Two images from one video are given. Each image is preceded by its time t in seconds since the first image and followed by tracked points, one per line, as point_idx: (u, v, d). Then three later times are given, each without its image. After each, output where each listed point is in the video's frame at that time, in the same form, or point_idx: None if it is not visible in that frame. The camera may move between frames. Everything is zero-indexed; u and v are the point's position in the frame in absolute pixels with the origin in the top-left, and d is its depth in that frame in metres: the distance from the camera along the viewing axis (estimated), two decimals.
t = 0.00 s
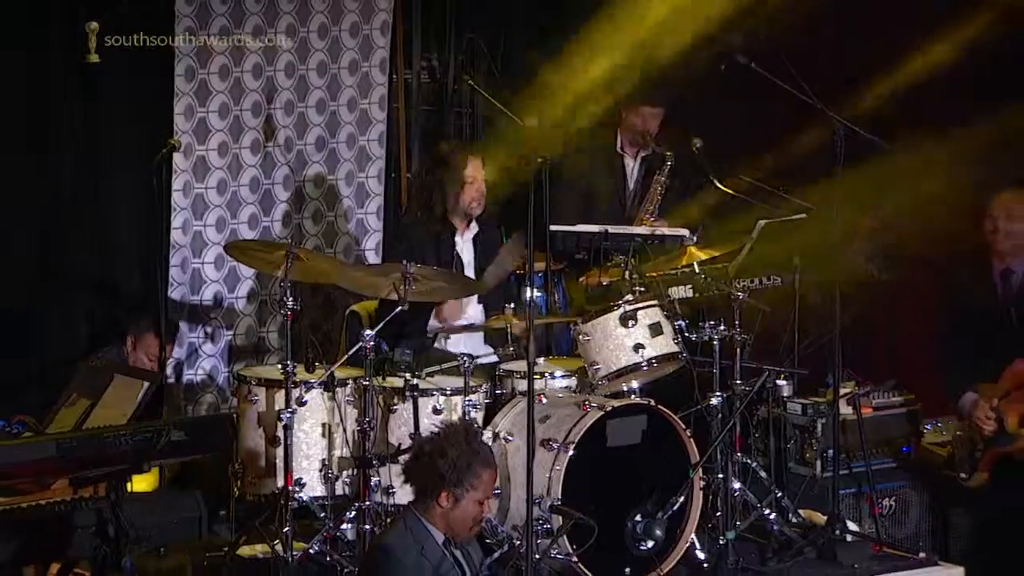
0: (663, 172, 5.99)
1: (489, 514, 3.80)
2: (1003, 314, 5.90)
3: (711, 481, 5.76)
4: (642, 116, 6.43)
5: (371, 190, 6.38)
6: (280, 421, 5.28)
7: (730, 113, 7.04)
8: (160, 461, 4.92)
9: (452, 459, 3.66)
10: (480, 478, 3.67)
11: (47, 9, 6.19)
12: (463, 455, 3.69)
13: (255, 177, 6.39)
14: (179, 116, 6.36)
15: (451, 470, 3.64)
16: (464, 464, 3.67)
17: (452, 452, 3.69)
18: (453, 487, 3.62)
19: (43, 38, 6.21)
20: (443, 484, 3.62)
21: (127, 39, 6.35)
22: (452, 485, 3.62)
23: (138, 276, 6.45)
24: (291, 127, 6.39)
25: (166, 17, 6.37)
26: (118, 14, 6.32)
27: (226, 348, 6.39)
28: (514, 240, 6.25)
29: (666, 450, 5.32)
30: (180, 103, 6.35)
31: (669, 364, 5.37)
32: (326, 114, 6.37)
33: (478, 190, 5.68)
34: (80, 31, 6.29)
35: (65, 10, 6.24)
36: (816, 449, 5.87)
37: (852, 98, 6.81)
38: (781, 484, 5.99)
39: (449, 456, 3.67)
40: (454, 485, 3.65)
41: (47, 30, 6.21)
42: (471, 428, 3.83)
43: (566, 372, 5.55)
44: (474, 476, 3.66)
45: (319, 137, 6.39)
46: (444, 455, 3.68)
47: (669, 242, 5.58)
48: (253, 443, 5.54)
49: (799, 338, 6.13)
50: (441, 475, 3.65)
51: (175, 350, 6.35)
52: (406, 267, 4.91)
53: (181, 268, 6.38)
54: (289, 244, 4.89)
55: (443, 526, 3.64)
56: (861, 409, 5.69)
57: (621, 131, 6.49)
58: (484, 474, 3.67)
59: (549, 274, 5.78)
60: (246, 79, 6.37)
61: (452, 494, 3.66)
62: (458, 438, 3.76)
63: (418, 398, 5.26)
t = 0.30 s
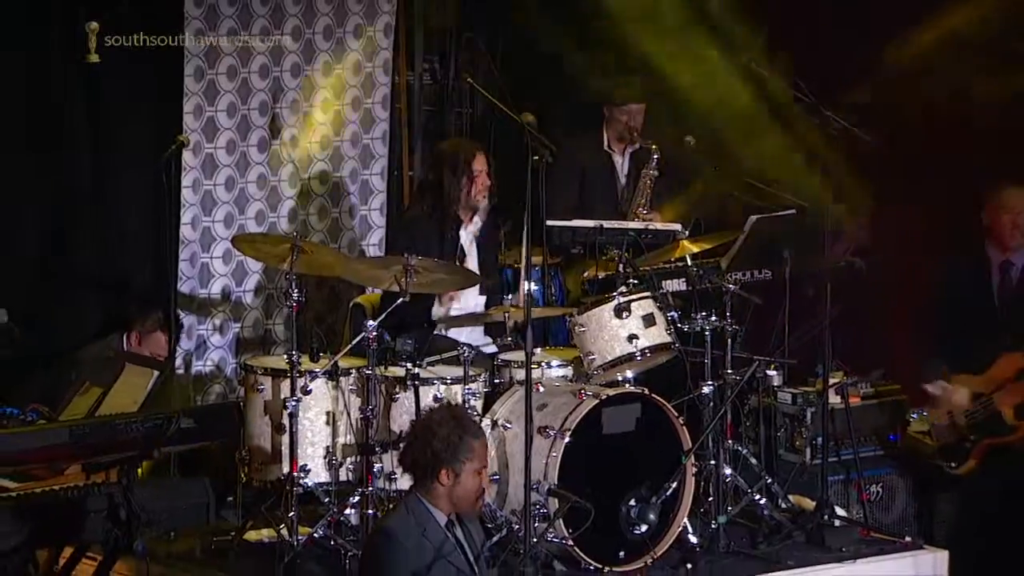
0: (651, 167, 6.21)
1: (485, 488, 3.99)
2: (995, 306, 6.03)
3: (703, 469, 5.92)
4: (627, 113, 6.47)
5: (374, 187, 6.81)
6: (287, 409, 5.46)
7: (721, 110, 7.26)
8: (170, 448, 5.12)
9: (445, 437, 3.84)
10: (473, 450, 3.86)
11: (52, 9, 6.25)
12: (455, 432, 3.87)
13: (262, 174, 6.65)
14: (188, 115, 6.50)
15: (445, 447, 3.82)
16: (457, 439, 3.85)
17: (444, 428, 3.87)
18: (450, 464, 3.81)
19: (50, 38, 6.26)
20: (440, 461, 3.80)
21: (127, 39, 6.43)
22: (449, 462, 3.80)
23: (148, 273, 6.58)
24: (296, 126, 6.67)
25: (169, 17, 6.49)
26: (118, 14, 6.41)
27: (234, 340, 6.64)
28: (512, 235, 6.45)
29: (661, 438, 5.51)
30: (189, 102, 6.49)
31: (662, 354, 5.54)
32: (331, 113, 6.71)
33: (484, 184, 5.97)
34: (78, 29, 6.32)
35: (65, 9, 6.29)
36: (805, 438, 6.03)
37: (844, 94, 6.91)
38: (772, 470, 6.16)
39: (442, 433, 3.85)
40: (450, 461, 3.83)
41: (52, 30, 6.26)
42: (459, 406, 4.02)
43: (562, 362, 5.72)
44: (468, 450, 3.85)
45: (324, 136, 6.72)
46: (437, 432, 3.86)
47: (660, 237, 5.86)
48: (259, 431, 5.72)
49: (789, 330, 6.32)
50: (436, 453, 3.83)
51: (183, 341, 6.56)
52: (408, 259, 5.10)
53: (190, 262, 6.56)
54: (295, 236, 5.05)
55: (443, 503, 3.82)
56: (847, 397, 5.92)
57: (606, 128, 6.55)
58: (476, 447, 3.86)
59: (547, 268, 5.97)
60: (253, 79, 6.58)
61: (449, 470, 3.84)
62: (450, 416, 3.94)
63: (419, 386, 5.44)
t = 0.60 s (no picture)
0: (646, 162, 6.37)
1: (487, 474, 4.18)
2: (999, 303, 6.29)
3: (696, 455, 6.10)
4: (620, 111, 6.57)
5: (377, 184, 7.05)
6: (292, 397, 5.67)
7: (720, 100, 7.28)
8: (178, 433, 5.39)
9: (453, 431, 4.01)
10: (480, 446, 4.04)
11: (55, 10, 6.50)
12: (463, 427, 4.03)
13: (268, 171, 6.90)
14: (197, 113, 6.73)
15: (454, 442, 3.99)
16: (465, 435, 4.01)
17: (453, 422, 4.04)
18: (456, 458, 3.99)
19: (55, 39, 6.52)
20: (448, 456, 3.98)
21: (127, 38, 6.62)
22: (456, 456, 3.99)
23: (160, 268, 6.81)
24: (302, 125, 6.93)
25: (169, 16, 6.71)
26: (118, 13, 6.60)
27: (240, 331, 6.88)
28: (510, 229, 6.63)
29: (656, 426, 5.67)
30: (198, 101, 6.72)
31: (657, 345, 5.72)
32: (335, 112, 6.97)
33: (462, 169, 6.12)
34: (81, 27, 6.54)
35: (65, 9, 6.53)
36: (795, 426, 6.25)
37: (833, 92, 7.08)
38: (762, 456, 6.37)
39: (451, 428, 4.02)
40: (457, 454, 4.01)
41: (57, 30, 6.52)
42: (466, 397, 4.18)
43: (560, 353, 5.92)
44: (474, 445, 4.03)
45: (328, 133, 6.97)
46: (445, 426, 4.03)
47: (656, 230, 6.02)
48: (265, 420, 5.90)
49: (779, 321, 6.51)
50: (444, 447, 4.00)
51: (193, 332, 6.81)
52: (410, 252, 5.30)
53: (199, 256, 6.80)
54: (301, 230, 5.23)
55: (447, 490, 4.03)
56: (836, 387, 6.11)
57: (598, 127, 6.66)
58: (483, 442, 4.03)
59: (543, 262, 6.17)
60: (259, 79, 6.83)
61: (455, 461, 4.03)
62: (457, 409, 4.10)
63: (421, 375, 5.64)
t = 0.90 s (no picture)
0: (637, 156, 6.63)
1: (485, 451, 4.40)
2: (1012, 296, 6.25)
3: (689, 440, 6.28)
4: (611, 106, 6.76)
5: (379, 179, 7.26)
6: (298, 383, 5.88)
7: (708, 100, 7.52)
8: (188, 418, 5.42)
9: (466, 413, 4.21)
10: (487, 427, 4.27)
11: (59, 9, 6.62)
12: (474, 410, 4.25)
13: (274, 166, 7.16)
14: (205, 110, 7.00)
15: (468, 424, 4.20)
16: (476, 417, 4.23)
17: (464, 405, 4.24)
18: (469, 440, 4.21)
19: (59, 38, 6.64)
20: (464, 439, 4.19)
21: (127, 38, 6.80)
22: (469, 438, 4.20)
23: (167, 258, 7.02)
24: (307, 121, 7.17)
25: (170, 17, 6.90)
26: (119, 14, 6.78)
27: (247, 321, 7.12)
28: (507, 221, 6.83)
29: (650, 412, 5.87)
30: (206, 98, 6.98)
31: (651, 332, 5.93)
32: (338, 109, 7.20)
33: (464, 174, 6.21)
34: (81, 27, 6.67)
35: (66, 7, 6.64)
36: (784, 413, 6.45)
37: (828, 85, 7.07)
38: (752, 443, 6.57)
39: (463, 410, 4.22)
40: (469, 436, 4.22)
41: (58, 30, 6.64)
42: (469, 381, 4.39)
43: (557, 341, 6.10)
44: (482, 425, 4.26)
45: (332, 130, 7.21)
46: (457, 408, 4.22)
47: (650, 222, 6.23)
48: (272, 406, 6.13)
49: (769, 312, 6.72)
50: (458, 430, 4.20)
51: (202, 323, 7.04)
52: (413, 243, 5.48)
53: (207, 248, 7.05)
54: (305, 221, 5.45)
55: (455, 468, 4.23)
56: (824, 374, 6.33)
57: (594, 124, 6.84)
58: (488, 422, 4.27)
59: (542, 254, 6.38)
60: (266, 77, 7.09)
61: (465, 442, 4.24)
62: (465, 392, 4.31)
63: (422, 362, 5.85)
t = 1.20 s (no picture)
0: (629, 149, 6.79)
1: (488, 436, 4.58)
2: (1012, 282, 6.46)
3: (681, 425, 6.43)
4: (606, 101, 6.97)
5: (382, 174, 7.61)
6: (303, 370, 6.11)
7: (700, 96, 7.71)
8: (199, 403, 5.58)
9: (461, 394, 4.41)
10: (485, 408, 4.46)
11: (65, 9, 6.76)
12: (471, 391, 4.44)
13: (280, 162, 7.38)
14: (212, 107, 7.16)
15: (466, 404, 4.40)
16: (471, 397, 4.43)
17: (459, 388, 4.43)
18: (467, 420, 4.39)
19: (65, 38, 6.79)
20: (462, 419, 4.38)
21: (127, 39, 6.94)
22: (467, 418, 4.39)
23: (176, 251, 7.15)
24: (311, 118, 7.42)
25: (170, 17, 7.03)
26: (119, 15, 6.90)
27: (254, 311, 7.35)
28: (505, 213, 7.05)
29: (642, 398, 6.08)
30: (214, 96, 7.15)
31: (645, 321, 6.12)
32: (342, 106, 7.48)
33: (469, 165, 6.45)
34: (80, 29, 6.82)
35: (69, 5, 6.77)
36: (773, 400, 6.67)
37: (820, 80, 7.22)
38: (742, 428, 6.77)
39: (460, 392, 4.42)
40: (468, 417, 4.41)
41: (57, 30, 6.77)
42: (464, 365, 4.58)
43: (553, 329, 6.29)
44: (479, 406, 4.45)
45: (336, 127, 7.48)
46: (454, 390, 4.42)
47: (643, 215, 6.41)
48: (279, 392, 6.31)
49: (758, 301, 6.94)
50: (456, 411, 4.39)
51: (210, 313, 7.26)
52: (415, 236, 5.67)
53: (215, 241, 7.24)
54: (311, 213, 5.63)
55: (457, 449, 4.42)
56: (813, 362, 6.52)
57: (589, 119, 7.04)
58: (485, 402, 4.47)
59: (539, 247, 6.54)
60: (272, 75, 7.30)
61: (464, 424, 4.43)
62: (460, 375, 4.50)
63: (423, 350, 6.06)
